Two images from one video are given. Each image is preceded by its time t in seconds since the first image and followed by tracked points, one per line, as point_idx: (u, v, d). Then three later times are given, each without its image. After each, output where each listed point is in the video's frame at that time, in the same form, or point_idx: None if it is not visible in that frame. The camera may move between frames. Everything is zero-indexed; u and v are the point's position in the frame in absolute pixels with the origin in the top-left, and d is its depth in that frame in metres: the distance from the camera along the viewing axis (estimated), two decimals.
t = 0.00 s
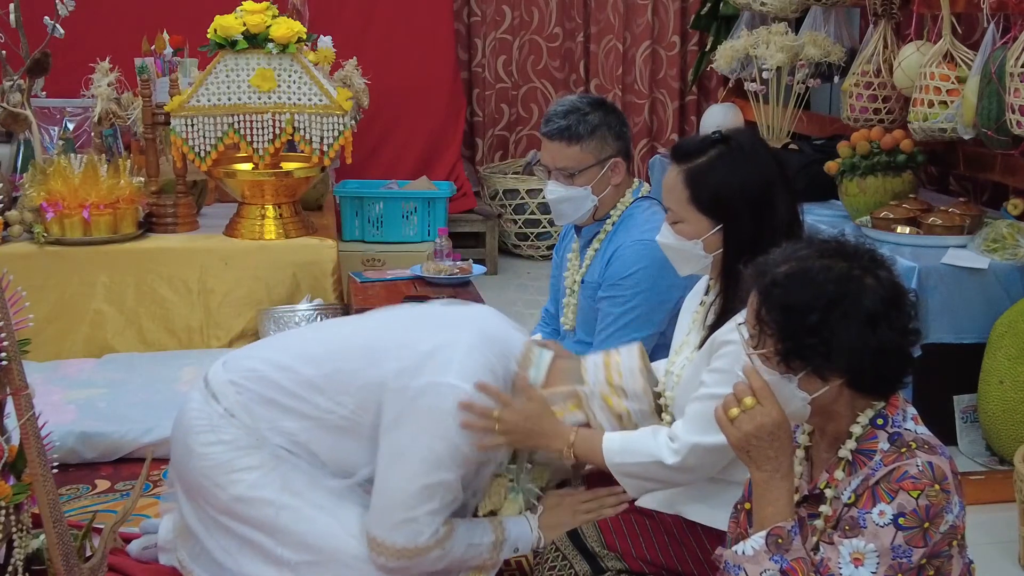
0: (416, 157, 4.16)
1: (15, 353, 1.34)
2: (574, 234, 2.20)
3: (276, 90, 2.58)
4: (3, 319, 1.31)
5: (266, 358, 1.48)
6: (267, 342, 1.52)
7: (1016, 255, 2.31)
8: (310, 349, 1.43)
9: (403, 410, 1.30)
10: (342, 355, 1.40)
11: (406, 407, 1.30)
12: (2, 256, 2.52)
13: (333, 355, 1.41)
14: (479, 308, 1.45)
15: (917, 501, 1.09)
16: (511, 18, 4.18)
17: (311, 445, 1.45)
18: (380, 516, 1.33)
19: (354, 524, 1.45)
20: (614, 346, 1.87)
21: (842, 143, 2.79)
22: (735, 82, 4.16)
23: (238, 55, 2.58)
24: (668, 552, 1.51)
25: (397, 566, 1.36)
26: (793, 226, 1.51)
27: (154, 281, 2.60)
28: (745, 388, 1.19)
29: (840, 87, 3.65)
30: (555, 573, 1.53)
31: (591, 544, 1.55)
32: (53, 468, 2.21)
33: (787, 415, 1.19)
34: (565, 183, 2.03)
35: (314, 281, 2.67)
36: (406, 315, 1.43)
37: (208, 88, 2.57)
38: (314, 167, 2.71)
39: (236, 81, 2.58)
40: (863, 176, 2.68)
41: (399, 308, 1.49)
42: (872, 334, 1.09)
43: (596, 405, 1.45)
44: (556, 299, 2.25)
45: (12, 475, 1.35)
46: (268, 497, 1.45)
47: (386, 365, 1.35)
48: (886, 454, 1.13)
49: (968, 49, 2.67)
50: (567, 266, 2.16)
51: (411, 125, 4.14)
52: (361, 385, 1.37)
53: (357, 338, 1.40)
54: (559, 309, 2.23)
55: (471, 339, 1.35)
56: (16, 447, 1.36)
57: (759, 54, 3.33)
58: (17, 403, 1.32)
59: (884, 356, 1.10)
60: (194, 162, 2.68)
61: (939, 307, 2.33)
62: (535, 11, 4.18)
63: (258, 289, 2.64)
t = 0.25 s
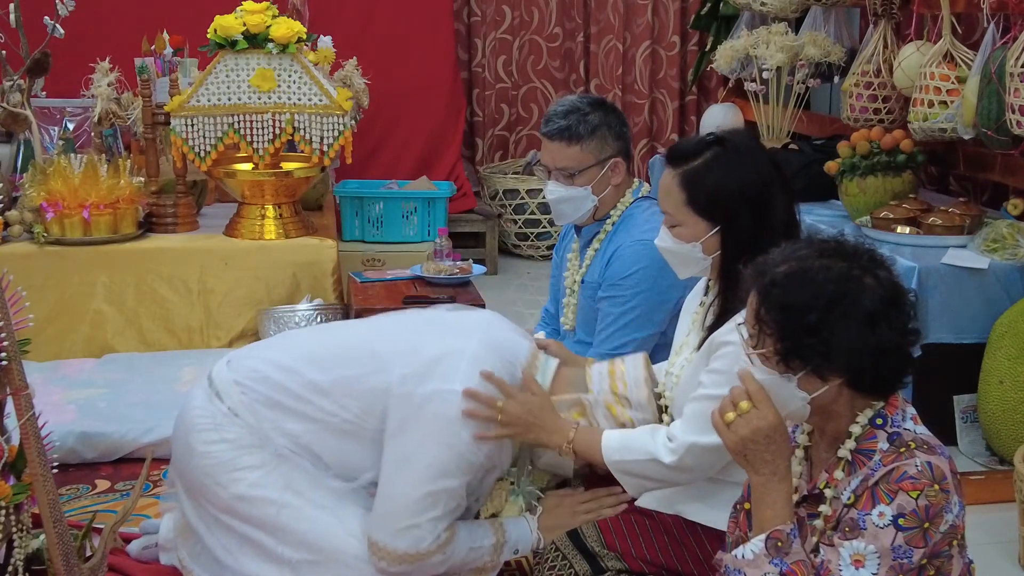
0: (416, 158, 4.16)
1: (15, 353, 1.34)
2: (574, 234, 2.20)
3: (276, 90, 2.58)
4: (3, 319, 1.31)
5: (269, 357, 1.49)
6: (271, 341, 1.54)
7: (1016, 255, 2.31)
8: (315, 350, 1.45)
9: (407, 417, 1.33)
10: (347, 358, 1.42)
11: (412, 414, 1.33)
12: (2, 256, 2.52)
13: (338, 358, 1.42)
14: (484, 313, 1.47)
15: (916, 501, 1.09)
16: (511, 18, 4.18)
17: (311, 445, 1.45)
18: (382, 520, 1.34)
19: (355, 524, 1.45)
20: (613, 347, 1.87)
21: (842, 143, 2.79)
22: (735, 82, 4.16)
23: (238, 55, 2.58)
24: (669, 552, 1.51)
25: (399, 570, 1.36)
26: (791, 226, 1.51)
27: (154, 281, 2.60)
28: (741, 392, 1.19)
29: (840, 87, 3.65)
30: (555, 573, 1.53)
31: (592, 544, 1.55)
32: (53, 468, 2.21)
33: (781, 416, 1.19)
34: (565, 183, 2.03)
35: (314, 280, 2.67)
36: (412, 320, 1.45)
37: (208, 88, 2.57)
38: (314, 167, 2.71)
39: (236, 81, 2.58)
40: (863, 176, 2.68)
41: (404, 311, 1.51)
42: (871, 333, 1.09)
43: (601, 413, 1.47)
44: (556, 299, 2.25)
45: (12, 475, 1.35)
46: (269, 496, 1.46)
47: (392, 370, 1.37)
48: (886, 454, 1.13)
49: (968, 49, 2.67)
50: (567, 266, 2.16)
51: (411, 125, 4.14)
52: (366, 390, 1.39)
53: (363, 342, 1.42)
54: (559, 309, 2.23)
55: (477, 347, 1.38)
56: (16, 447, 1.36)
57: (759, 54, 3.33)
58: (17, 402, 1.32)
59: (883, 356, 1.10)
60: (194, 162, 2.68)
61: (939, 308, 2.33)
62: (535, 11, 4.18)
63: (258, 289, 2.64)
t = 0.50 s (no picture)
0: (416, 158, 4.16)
1: (15, 353, 1.34)
2: (574, 234, 2.20)
3: (276, 90, 2.58)
4: (3, 319, 1.31)
5: (271, 356, 1.50)
6: (273, 341, 1.54)
7: (1016, 254, 2.31)
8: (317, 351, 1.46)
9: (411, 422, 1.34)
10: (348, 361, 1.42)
11: (416, 419, 1.34)
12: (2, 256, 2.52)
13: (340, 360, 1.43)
14: (487, 317, 1.49)
15: (916, 502, 1.09)
16: (511, 18, 4.17)
17: (311, 445, 1.45)
18: (383, 524, 1.34)
19: (355, 523, 1.45)
20: (613, 347, 1.87)
21: (842, 143, 2.79)
22: (735, 82, 4.16)
23: (238, 55, 2.58)
24: (668, 552, 1.51)
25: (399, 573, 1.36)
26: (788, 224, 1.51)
27: (154, 281, 2.60)
28: (735, 397, 1.21)
29: (840, 87, 3.65)
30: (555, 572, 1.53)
31: (592, 543, 1.55)
32: (53, 468, 2.21)
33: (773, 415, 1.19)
34: (565, 183, 2.03)
35: (314, 280, 2.67)
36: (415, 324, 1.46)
37: (208, 88, 2.57)
38: (314, 167, 2.71)
39: (236, 81, 2.58)
40: (862, 176, 2.68)
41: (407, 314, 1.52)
42: (871, 333, 1.09)
43: (604, 419, 1.50)
44: (556, 299, 2.25)
45: (12, 475, 1.35)
46: (269, 496, 1.46)
47: (397, 374, 1.38)
48: (885, 455, 1.13)
49: (968, 49, 2.67)
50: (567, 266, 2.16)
51: (411, 126, 4.14)
52: (370, 394, 1.39)
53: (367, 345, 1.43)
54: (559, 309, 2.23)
55: (481, 354, 1.39)
56: (16, 447, 1.36)
57: (759, 54, 3.33)
58: (17, 402, 1.32)
59: (882, 356, 1.10)
60: (194, 162, 2.68)
61: (939, 308, 2.33)
62: (535, 11, 4.18)
63: (258, 288, 2.64)
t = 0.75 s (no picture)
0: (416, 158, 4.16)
1: (15, 353, 1.34)
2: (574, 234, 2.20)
3: (276, 90, 2.58)
4: (3, 319, 1.31)
5: (272, 356, 1.50)
6: (274, 341, 1.54)
7: (1016, 255, 2.31)
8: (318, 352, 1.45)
9: (413, 423, 1.34)
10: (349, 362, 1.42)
11: (417, 420, 1.34)
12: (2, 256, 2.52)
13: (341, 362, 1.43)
14: (488, 320, 1.49)
15: (916, 503, 1.09)
16: (511, 18, 4.17)
17: (311, 445, 1.45)
18: (384, 526, 1.34)
19: (355, 523, 1.45)
20: (613, 347, 1.87)
21: (842, 143, 2.79)
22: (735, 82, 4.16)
23: (238, 55, 2.58)
24: (668, 552, 1.51)
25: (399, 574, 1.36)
26: (785, 222, 1.52)
27: (154, 280, 2.60)
28: (729, 401, 1.22)
29: (840, 87, 3.65)
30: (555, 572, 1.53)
31: (592, 543, 1.54)
32: (53, 468, 2.21)
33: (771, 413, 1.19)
34: (565, 183, 2.03)
35: (314, 280, 2.67)
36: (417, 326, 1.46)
37: (208, 88, 2.57)
38: (314, 167, 2.71)
39: (236, 81, 2.58)
40: (862, 176, 2.68)
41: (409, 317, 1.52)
42: (870, 333, 1.09)
43: (605, 421, 1.53)
44: (556, 299, 2.25)
45: (12, 475, 1.35)
46: (269, 496, 1.46)
47: (399, 375, 1.38)
48: (885, 455, 1.13)
49: (968, 49, 2.67)
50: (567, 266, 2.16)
51: (411, 126, 4.14)
52: (371, 396, 1.39)
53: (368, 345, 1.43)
54: (559, 309, 2.23)
55: (483, 355, 1.40)
56: (16, 447, 1.36)
57: (759, 54, 3.33)
58: (17, 402, 1.32)
59: (882, 356, 1.10)
60: (194, 162, 2.67)
61: (939, 308, 2.33)
62: (535, 11, 4.18)
63: (258, 288, 2.64)
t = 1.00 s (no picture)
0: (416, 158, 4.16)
1: (16, 352, 1.34)
2: (574, 234, 2.20)
3: (276, 90, 2.58)
4: (3, 319, 1.31)
5: (273, 356, 1.50)
6: (275, 341, 1.54)
7: (1017, 255, 2.31)
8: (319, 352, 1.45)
9: (413, 423, 1.34)
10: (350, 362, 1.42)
11: (417, 420, 1.34)
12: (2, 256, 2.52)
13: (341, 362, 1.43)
14: (489, 321, 1.50)
15: (915, 503, 1.09)
16: (511, 18, 4.17)
17: (312, 445, 1.45)
18: (384, 526, 1.34)
19: (355, 523, 1.45)
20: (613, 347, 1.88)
21: (842, 143, 2.79)
22: (735, 82, 4.16)
23: (238, 55, 2.58)
24: (668, 552, 1.50)
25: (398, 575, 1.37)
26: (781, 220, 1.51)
27: (154, 280, 2.60)
28: (720, 408, 1.20)
29: (840, 87, 3.64)
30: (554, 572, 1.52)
31: (592, 543, 1.54)
32: (53, 468, 2.21)
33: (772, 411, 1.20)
34: (565, 183, 2.03)
35: (314, 280, 2.67)
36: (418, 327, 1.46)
37: (208, 88, 2.57)
38: (314, 167, 2.71)
39: (236, 81, 2.58)
40: (862, 176, 2.68)
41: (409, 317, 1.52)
42: (870, 333, 1.09)
43: (606, 419, 1.55)
44: (556, 299, 2.25)
45: (12, 475, 1.35)
46: (269, 495, 1.46)
47: (399, 375, 1.38)
48: (884, 455, 1.14)
49: (968, 49, 2.66)
50: (567, 266, 2.16)
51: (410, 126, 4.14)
52: (371, 396, 1.39)
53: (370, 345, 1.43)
54: (559, 309, 2.23)
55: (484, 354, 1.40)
56: (16, 447, 1.36)
57: (759, 54, 3.33)
58: (17, 403, 1.32)
59: (882, 356, 1.10)
60: (194, 162, 2.67)
61: (938, 308, 2.33)
62: (535, 11, 4.18)
63: (258, 288, 2.64)
